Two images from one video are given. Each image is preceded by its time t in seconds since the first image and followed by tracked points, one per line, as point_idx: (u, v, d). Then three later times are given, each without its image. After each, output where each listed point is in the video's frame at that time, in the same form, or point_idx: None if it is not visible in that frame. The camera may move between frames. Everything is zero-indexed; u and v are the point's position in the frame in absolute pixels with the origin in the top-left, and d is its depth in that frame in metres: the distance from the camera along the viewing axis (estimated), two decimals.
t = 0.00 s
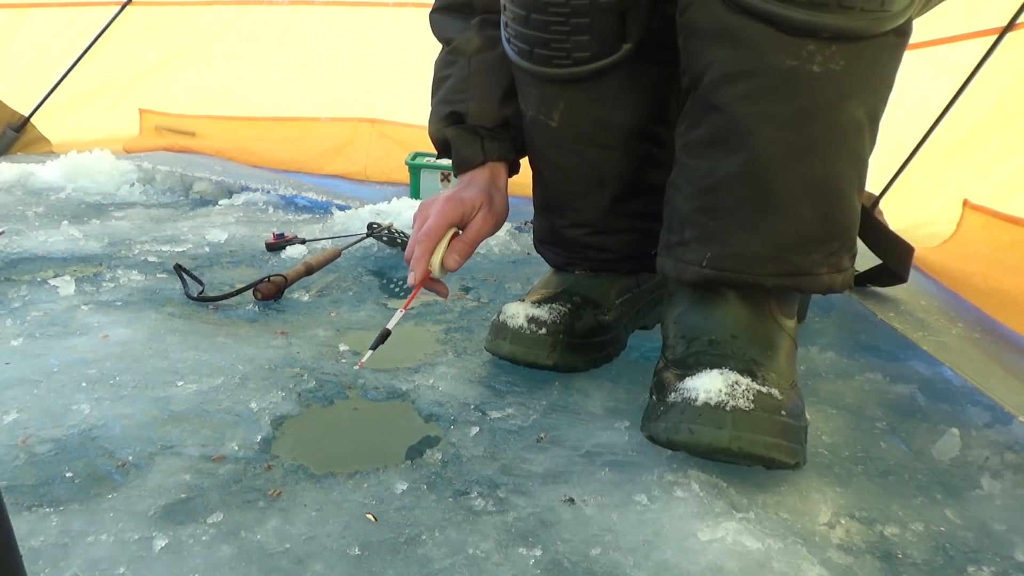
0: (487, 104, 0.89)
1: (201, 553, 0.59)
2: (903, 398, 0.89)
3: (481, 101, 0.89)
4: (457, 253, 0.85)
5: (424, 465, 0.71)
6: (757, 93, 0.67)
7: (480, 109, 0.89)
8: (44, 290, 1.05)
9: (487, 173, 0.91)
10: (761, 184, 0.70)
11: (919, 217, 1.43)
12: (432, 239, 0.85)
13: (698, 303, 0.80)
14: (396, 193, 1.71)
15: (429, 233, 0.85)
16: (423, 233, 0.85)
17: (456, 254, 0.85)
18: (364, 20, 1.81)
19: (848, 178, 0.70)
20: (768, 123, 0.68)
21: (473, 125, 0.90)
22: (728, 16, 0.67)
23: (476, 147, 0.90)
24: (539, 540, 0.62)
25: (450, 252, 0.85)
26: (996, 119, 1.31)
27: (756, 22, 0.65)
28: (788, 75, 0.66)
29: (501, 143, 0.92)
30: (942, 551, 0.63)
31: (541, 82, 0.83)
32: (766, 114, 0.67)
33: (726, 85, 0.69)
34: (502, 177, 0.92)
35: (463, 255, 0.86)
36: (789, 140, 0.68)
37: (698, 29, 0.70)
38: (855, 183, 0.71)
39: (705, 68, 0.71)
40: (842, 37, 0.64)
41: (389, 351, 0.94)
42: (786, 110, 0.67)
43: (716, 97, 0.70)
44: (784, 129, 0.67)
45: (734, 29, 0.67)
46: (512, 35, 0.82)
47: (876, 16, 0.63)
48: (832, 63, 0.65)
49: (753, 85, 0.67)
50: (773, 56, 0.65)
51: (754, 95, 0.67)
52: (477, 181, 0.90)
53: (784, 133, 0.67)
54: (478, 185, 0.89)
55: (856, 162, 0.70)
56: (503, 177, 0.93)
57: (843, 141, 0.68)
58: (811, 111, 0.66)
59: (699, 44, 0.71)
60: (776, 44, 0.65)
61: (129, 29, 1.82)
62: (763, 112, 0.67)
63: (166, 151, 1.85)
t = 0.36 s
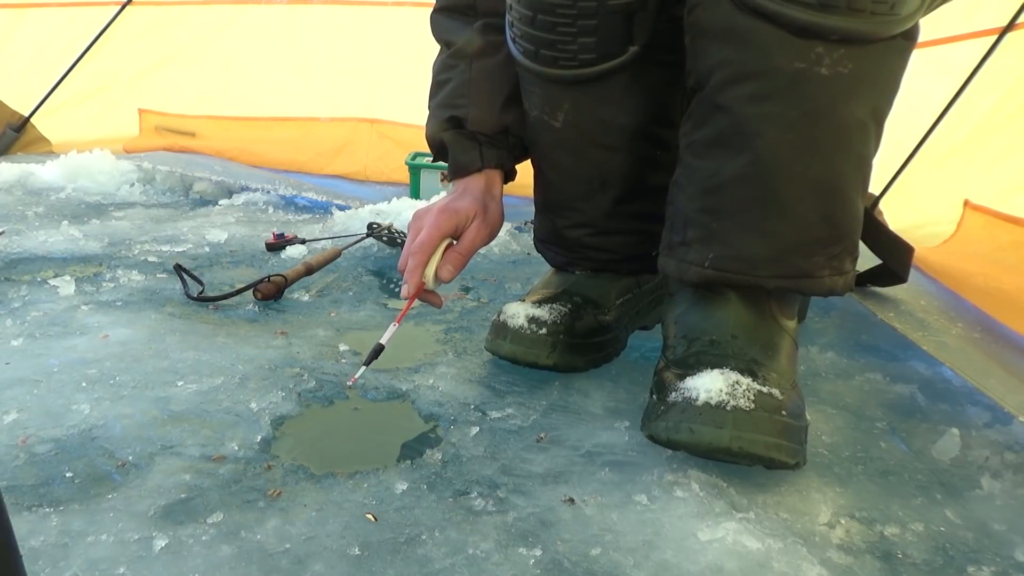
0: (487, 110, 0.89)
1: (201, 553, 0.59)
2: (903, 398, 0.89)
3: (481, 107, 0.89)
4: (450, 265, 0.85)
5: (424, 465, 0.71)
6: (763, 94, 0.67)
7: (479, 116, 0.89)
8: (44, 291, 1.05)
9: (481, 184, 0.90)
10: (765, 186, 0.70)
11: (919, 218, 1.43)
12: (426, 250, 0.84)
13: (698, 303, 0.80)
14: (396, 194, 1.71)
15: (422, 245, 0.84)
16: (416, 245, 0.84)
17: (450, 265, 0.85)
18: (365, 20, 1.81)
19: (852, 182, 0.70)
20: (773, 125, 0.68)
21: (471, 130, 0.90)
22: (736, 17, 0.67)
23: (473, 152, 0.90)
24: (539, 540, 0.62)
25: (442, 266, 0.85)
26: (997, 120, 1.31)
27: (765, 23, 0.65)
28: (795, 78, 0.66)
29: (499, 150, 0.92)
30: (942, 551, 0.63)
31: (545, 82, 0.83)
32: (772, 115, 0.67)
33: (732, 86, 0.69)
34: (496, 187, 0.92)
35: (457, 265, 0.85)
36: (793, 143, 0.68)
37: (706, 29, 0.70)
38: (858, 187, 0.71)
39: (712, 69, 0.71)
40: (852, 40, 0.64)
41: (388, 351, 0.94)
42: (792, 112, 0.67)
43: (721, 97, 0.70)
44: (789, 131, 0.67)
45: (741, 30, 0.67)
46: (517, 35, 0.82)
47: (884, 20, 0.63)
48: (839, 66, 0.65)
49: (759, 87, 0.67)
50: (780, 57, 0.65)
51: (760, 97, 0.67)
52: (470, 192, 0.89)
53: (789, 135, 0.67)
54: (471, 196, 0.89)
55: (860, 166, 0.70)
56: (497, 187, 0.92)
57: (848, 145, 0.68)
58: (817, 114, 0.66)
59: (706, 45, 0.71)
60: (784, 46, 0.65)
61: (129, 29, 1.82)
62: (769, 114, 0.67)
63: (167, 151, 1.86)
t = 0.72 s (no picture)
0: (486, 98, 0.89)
1: (201, 553, 0.59)
2: (903, 398, 0.89)
3: (480, 97, 0.89)
4: (449, 241, 0.84)
5: (424, 465, 0.71)
6: (760, 94, 0.67)
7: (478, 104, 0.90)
8: (44, 290, 1.05)
9: (480, 166, 0.90)
10: (763, 186, 0.70)
11: (919, 218, 1.43)
12: (425, 225, 0.83)
13: (698, 303, 0.80)
14: (396, 193, 1.71)
15: (421, 220, 0.84)
16: (415, 221, 0.84)
17: (450, 241, 0.84)
18: (364, 19, 1.81)
19: (850, 180, 0.70)
20: (771, 124, 0.68)
21: (470, 117, 0.90)
22: (732, 18, 0.67)
23: (472, 138, 0.90)
24: (539, 540, 0.62)
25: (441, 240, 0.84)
26: (996, 119, 1.31)
27: (761, 23, 0.65)
28: (792, 77, 0.66)
29: (499, 137, 0.92)
30: (942, 551, 0.63)
31: (544, 82, 0.83)
32: (770, 115, 0.67)
33: (729, 86, 0.69)
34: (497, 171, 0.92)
35: (457, 242, 0.85)
36: (792, 142, 0.68)
37: (703, 30, 0.70)
38: (857, 186, 0.71)
39: (709, 69, 0.71)
40: (847, 39, 0.64)
41: (388, 351, 0.94)
42: (789, 111, 0.67)
43: (719, 97, 0.70)
44: (787, 131, 0.67)
45: (738, 30, 0.67)
46: (514, 35, 0.82)
47: (880, 19, 0.63)
48: (836, 65, 0.65)
49: (757, 86, 0.67)
50: (777, 57, 0.65)
51: (757, 96, 0.67)
52: (469, 173, 0.89)
53: (787, 135, 0.67)
54: (469, 177, 0.89)
55: (858, 164, 0.70)
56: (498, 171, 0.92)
57: (846, 144, 0.68)
58: (815, 113, 0.66)
59: (703, 45, 0.71)
60: (780, 46, 0.65)
61: (129, 29, 1.82)
62: (766, 113, 0.67)
63: (167, 151, 1.86)
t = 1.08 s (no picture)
0: (486, 93, 0.89)
1: (201, 553, 0.59)
2: (904, 398, 0.89)
3: (480, 91, 0.89)
4: (453, 227, 0.85)
5: (424, 465, 0.71)
6: (759, 94, 0.67)
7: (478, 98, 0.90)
8: (44, 290, 1.05)
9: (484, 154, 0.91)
10: (763, 185, 0.70)
11: (919, 218, 1.43)
12: (431, 207, 0.83)
13: (698, 303, 0.80)
14: (396, 193, 1.71)
15: (428, 204, 0.83)
16: (421, 202, 0.84)
17: (453, 226, 0.85)
18: (365, 19, 1.81)
19: (849, 180, 0.70)
20: (771, 124, 0.68)
21: (471, 111, 0.90)
22: (731, 18, 0.67)
23: (473, 132, 0.90)
24: (539, 540, 0.62)
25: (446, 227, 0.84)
26: (996, 120, 1.31)
27: (761, 23, 0.65)
28: (792, 77, 0.66)
29: (499, 131, 0.92)
30: (942, 551, 0.63)
31: (543, 83, 0.83)
32: (769, 115, 0.67)
33: (729, 86, 0.69)
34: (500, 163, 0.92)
35: (460, 228, 0.85)
36: (791, 142, 0.68)
37: (702, 30, 0.70)
38: (856, 185, 0.71)
39: (708, 70, 0.71)
40: (846, 39, 0.64)
41: (388, 351, 0.94)
42: (788, 111, 0.67)
43: (718, 97, 0.70)
44: (786, 130, 0.67)
45: (737, 30, 0.67)
46: (513, 36, 0.83)
47: (878, 18, 0.63)
48: (835, 65, 0.65)
49: (756, 86, 0.67)
50: (776, 57, 0.65)
51: (757, 96, 0.67)
52: (474, 158, 0.90)
53: (787, 134, 0.67)
54: (474, 162, 0.89)
55: (857, 164, 0.70)
56: (500, 163, 0.92)
57: (845, 144, 0.68)
58: (814, 113, 0.66)
59: (702, 45, 0.71)
60: (780, 46, 0.65)
61: (129, 29, 1.82)
62: (765, 113, 0.67)
63: (167, 151, 1.86)
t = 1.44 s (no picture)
0: (489, 92, 0.89)
1: (201, 553, 0.59)
2: (903, 398, 0.89)
3: (483, 89, 0.89)
4: (461, 221, 0.84)
5: (424, 465, 0.71)
6: (760, 94, 0.67)
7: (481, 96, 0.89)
8: (44, 290, 1.05)
9: (489, 150, 0.91)
10: (763, 185, 0.70)
11: (919, 218, 1.43)
12: (438, 202, 0.83)
13: (698, 303, 0.80)
14: (396, 193, 1.71)
15: (435, 197, 0.83)
16: (428, 197, 0.84)
17: (460, 221, 0.84)
18: (365, 20, 1.81)
19: (850, 180, 0.70)
20: (772, 124, 0.68)
21: (474, 110, 0.90)
22: (733, 18, 0.67)
23: (477, 130, 0.90)
24: (539, 540, 0.62)
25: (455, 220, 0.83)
26: (997, 120, 1.31)
27: (762, 23, 0.65)
28: (793, 77, 0.66)
29: (503, 127, 0.92)
30: (942, 551, 0.63)
31: (543, 84, 0.83)
32: (770, 115, 0.67)
33: (729, 87, 0.69)
34: (506, 158, 0.92)
35: (467, 223, 0.84)
36: (792, 142, 0.68)
37: (703, 30, 0.70)
38: (856, 186, 0.71)
39: (710, 70, 0.71)
40: (848, 40, 0.64)
41: (388, 351, 0.94)
42: (789, 111, 0.67)
43: (719, 97, 0.70)
44: (787, 131, 0.67)
45: (739, 31, 0.67)
46: (514, 36, 0.83)
47: (880, 19, 0.63)
48: (836, 65, 0.65)
49: (757, 86, 0.67)
50: (778, 57, 0.65)
51: (758, 96, 0.67)
52: (479, 155, 0.90)
53: (788, 134, 0.67)
54: (480, 158, 0.89)
55: (858, 164, 0.70)
56: (506, 158, 0.92)
57: (846, 144, 0.68)
58: (814, 113, 0.66)
59: (703, 45, 0.71)
60: (781, 46, 0.65)
61: (129, 29, 1.82)
62: (766, 114, 0.67)
63: (167, 151, 1.86)
